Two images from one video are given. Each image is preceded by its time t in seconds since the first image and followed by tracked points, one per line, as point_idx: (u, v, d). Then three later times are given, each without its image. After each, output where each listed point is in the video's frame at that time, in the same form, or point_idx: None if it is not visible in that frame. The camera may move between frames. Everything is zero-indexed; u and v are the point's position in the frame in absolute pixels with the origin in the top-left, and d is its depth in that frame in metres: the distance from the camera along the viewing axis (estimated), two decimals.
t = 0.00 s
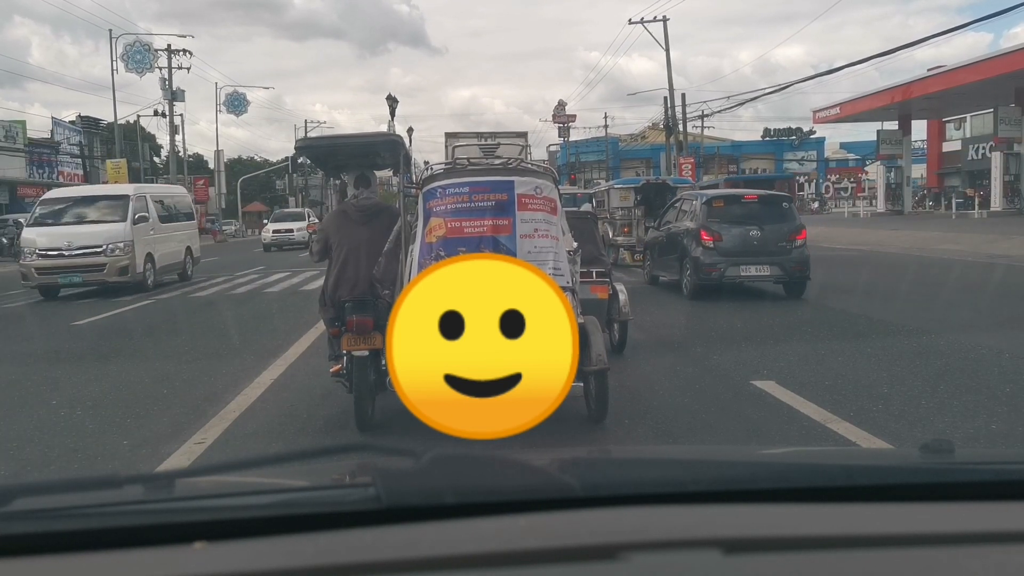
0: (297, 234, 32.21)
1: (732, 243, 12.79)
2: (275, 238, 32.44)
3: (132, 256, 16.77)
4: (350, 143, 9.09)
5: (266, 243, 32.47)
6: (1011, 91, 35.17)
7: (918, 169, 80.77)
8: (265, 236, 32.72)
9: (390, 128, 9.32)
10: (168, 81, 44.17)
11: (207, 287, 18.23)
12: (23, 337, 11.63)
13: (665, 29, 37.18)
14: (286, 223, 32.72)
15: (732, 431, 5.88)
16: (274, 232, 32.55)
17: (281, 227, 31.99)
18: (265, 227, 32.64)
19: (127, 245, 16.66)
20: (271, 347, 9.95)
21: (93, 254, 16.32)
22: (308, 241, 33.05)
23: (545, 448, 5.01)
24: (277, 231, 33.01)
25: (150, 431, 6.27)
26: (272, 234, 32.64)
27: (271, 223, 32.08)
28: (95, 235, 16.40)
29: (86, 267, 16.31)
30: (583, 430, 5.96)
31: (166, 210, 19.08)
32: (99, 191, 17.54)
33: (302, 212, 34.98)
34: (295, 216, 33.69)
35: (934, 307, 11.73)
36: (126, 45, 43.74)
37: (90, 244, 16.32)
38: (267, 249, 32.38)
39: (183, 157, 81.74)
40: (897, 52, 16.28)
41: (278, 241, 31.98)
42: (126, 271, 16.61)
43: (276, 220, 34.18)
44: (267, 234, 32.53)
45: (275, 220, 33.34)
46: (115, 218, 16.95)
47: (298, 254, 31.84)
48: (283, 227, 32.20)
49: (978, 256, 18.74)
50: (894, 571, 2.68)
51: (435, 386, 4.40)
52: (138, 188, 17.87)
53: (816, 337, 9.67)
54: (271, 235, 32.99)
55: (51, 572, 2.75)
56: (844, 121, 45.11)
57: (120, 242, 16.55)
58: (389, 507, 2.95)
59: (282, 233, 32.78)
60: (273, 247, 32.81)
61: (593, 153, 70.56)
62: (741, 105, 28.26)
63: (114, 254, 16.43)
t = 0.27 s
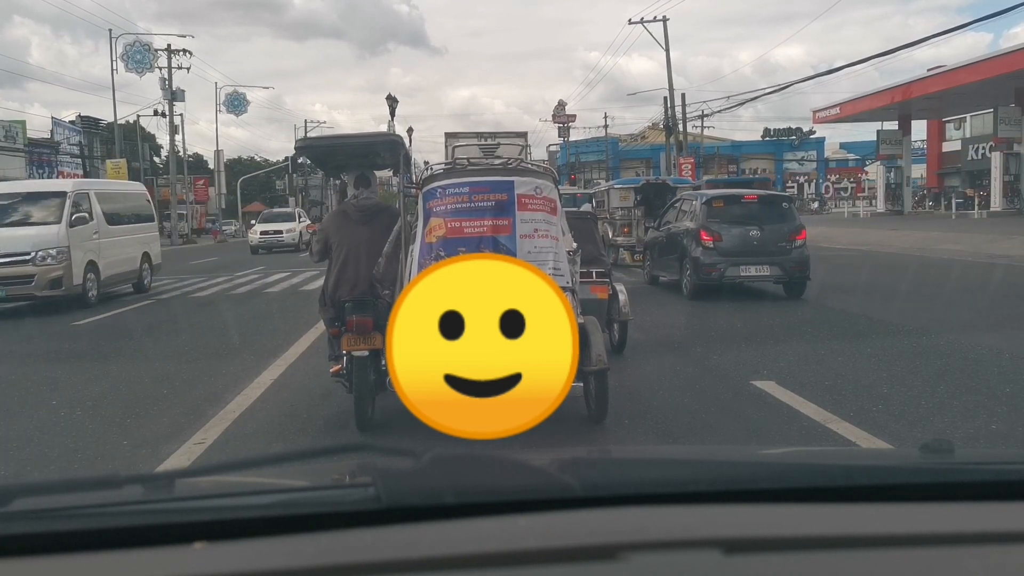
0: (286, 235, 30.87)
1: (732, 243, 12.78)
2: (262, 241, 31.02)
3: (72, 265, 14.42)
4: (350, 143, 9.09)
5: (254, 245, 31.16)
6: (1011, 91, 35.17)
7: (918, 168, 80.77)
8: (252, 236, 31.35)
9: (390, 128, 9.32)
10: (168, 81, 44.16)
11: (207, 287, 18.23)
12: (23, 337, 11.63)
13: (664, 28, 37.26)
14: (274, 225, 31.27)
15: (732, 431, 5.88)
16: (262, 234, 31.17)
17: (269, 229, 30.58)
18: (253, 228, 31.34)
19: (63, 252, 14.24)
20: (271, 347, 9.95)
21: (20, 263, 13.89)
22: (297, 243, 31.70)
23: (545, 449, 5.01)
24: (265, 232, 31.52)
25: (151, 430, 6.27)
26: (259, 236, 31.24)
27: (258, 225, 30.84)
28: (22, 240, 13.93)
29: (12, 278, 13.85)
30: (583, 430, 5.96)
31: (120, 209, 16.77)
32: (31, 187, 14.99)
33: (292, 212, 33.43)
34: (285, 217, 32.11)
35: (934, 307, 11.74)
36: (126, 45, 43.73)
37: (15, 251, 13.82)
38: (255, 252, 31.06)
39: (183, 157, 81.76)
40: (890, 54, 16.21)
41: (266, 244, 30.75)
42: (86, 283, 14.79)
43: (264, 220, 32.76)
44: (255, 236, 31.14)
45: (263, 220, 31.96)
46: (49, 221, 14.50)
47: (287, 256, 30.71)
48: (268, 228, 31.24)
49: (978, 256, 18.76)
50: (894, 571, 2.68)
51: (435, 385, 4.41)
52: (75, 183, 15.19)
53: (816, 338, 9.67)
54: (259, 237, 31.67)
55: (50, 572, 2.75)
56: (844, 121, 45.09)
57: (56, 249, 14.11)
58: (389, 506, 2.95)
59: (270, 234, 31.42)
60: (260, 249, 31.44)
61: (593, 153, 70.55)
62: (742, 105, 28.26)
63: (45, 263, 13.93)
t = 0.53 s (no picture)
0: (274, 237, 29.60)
1: (731, 243, 12.78)
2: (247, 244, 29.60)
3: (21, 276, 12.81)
4: (350, 143, 9.09)
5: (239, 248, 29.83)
6: (1011, 91, 35.15)
7: (918, 168, 80.74)
8: (236, 239, 29.94)
9: (390, 128, 9.32)
10: (168, 81, 44.14)
11: (207, 287, 18.23)
12: (23, 337, 11.63)
13: (664, 28, 37.26)
14: (260, 226, 29.93)
15: (732, 431, 5.88)
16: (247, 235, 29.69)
17: (255, 232, 29.26)
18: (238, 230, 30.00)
19: None
20: (271, 347, 9.93)
21: None
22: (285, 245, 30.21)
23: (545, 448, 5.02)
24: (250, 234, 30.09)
25: (151, 431, 6.27)
26: (246, 239, 29.90)
27: (244, 226, 29.55)
28: None
29: None
30: (583, 430, 5.97)
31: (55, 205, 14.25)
32: None
33: (279, 212, 31.94)
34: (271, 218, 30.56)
35: (934, 307, 11.74)
36: (126, 45, 43.72)
37: None
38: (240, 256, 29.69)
39: (183, 157, 81.80)
40: (890, 54, 16.18)
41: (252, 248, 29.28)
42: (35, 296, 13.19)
43: (251, 220, 31.28)
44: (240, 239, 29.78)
45: (249, 222, 30.48)
46: None
47: (275, 259, 29.20)
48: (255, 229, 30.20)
49: (978, 256, 18.76)
50: (894, 571, 2.68)
51: (435, 385, 4.41)
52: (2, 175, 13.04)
53: (817, 338, 9.67)
54: (244, 239, 30.29)
55: (50, 572, 2.75)
56: (844, 121, 45.09)
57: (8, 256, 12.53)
58: (388, 507, 2.95)
59: (255, 236, 30.00)
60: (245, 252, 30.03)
61: (593, 153, 70.56)
62: (742, 105, 28.27)
63: None
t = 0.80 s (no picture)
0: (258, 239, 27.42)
1: (731, 243, 12.78)
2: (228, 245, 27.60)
3: (22, 265, 12.67)
4: (350, 143, 9.09)
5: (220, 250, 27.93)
6: (1011, 91, 35.13)
7: (918, 168, 80.73)
8: (219, 241, 27.99)
9: (390, 128, 9.31)
10: (168, 81, 44.11)
11: (207, 287, 18.23)
12: (23, 337, 11.63)
13: (665, 28, 37.33)
14: (243, 226, 28.09)
15: (731, 431, 5.88)
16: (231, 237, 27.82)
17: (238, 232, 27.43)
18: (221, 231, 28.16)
19: None
20: (271, 347, 9.92)
21: None
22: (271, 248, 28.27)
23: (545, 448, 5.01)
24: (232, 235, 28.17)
25: (151, 430, 6.27)
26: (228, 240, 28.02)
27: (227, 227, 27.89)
28: None
29: None
30: (582, 430, 5.96)
31: None
32: None
33: (267, 212, 30.10)
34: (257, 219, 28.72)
35: (934, 307, 11.74)
36: (126, 45, 43.70)
37: None
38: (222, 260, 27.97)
39: (183, 157, 81.83)
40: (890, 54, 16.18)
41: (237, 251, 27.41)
42: None
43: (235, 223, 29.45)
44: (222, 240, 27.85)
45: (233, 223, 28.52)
46: None
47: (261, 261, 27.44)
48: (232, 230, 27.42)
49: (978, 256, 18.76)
50: (896, 571, 2.68)
51: (437, 385, 4.40)
52: None
53: (817, 338, 9.66)
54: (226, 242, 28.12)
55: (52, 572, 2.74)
56: (844, 121, 45.09)
57: (11, 244, 12.39)
58: (390, 506, 2.95)
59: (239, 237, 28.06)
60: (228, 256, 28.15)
61: (593, 153, 70.58)
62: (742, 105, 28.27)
63: None
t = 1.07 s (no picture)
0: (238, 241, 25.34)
1: (731, 243, 12.78)
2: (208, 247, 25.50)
3: None
4: (350, 143, 9.07)
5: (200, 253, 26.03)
6: (1011, 91, 35.10)
7: (918, 168, 80.72)
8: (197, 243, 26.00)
9: (390, 128, 9.31)
10: (168, 81, 44.09)
11: (207, 287, 18.22)
12: (23, 337, 11.62)
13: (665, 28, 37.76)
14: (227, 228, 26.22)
15: (731, 431, 5.88)
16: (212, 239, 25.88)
17: (222, 232, 25.55)
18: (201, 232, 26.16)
19: None
20: (271, 347, 9.90)
21: None
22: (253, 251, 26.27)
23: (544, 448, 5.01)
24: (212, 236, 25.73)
25: (151, 430, 6.27)
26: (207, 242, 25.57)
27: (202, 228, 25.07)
28: None
29: None
30: (582, 430, 5.96)
31: None
32: None
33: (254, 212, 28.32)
34: (242, 219, 26.70)
35: (934, 307, 11.74)
36: (126, 45, 43.69)
37: None
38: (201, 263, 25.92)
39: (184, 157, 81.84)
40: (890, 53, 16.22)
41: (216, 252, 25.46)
42: None
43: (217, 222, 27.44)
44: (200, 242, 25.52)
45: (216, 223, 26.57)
46: None
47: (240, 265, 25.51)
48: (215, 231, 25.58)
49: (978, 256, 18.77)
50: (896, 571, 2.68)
51: (436, 385, 4.41)
52: None
53: (818, 337, 9.66)
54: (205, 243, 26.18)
55: (52, 572, 2.74)
56: (844, 121, 45.09)
57: None
58: (389, 507, 2.95)
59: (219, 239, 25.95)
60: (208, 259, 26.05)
61: (593, 153, 70.57)
62: (742, 105, 28.26)
63: None
